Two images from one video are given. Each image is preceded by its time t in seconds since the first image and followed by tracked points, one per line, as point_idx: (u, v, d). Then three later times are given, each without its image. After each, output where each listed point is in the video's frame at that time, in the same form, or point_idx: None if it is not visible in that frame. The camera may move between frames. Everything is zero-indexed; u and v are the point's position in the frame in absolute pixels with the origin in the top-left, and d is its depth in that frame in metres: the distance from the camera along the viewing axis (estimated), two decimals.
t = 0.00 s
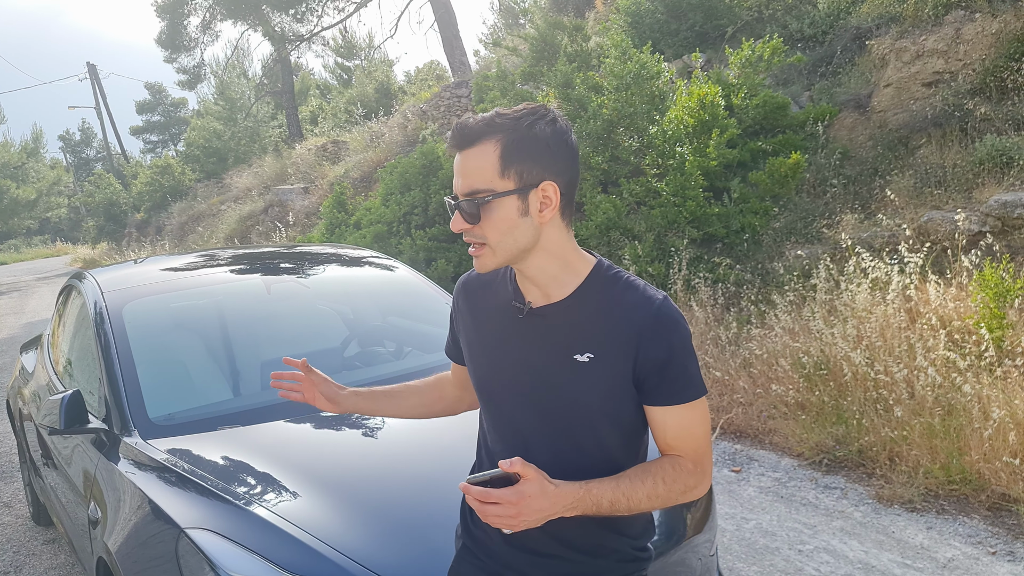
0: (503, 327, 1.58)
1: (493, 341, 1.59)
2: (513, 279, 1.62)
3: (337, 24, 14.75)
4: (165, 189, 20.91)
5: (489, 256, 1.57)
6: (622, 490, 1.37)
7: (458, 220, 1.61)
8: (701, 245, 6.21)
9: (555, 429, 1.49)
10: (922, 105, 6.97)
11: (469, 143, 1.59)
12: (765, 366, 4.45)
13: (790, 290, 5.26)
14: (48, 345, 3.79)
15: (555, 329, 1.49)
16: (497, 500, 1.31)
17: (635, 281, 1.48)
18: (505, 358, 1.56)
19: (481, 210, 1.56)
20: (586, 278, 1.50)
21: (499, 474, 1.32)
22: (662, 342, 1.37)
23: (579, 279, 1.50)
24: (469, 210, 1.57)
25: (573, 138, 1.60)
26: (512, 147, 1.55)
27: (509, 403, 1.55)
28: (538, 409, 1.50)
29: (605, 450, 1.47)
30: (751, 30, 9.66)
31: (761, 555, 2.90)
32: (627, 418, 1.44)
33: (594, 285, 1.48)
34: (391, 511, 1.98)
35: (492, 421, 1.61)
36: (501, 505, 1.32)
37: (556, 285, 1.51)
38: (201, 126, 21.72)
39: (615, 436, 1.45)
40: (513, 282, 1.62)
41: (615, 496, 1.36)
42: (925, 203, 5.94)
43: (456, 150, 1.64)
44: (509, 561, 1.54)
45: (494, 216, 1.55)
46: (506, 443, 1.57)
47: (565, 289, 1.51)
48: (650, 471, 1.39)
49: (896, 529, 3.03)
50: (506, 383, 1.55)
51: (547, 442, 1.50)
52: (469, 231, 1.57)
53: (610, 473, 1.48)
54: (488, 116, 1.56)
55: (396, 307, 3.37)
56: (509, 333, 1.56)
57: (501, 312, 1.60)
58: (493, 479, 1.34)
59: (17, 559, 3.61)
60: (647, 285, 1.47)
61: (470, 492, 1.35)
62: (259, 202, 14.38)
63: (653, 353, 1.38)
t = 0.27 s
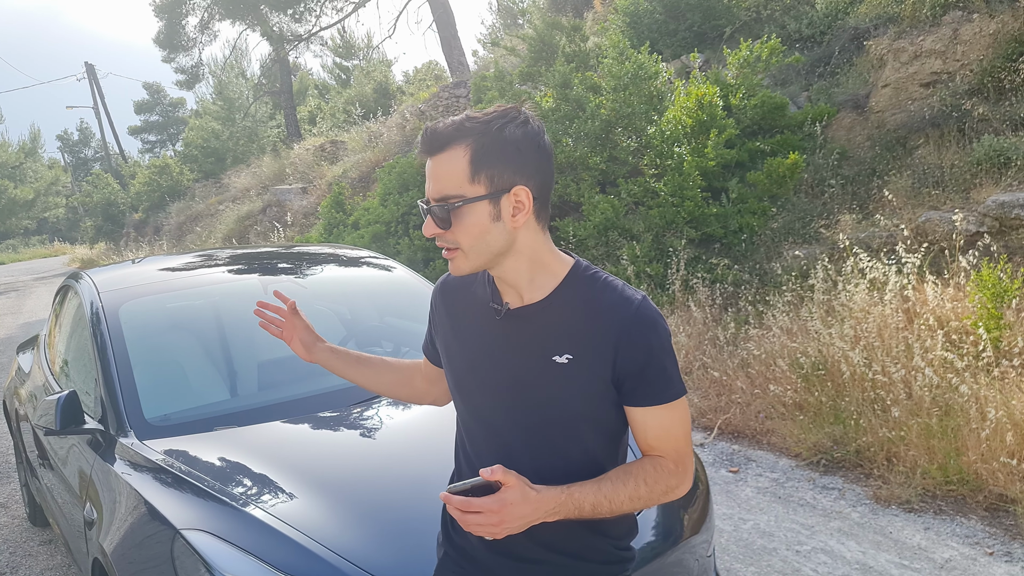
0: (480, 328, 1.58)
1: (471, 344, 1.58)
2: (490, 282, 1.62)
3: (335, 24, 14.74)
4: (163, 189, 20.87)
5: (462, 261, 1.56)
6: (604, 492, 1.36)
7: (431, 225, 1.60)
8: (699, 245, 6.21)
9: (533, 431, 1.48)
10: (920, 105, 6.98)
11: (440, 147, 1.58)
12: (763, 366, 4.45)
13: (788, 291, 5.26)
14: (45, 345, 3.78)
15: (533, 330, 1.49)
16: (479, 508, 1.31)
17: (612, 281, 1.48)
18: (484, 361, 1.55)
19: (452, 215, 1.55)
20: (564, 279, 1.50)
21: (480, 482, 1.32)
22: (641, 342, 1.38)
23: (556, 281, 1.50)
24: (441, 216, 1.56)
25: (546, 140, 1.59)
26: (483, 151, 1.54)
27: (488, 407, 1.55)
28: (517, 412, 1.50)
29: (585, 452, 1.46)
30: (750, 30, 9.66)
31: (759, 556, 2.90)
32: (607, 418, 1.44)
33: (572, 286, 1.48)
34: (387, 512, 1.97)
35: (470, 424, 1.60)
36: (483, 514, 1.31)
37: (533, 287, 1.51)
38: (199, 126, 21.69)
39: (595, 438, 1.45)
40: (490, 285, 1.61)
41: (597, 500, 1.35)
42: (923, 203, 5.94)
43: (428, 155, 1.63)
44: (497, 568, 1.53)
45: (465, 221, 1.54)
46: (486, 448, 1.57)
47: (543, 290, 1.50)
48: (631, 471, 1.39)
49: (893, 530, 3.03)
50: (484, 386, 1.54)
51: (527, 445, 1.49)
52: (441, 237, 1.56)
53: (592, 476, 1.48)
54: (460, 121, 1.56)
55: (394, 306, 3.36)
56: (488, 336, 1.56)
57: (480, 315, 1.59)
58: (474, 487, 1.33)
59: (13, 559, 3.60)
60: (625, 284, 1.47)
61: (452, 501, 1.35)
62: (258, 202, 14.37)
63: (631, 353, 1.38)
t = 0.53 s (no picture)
0: (447, 330, 1.56)
1: (439, 346, 1.57)
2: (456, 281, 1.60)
3: (334, 24, 14.73)
4: (161, 189, 20.85)
5: (459, 260, 1.51)
6: (579, 489, 1.36)
7: (419, 225, 1.53)
8: (697, 245, 6.22)
9: (506, 431, 1.48)
10: (918, 105, 6.98)
11: (423, 143, 1.52)
12: (762, 366, 4.45)
13: (786, 290, 5.26)
14: (43, 346, 3.77)
15: (502, 330, 1.47)
16: (454, 511, 1.30)
17: (578, 275, 1.48)
18: (452, 363, 1.54)
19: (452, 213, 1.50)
20: (531, 275, 1.49)
21: (454, 484, 1.31)
22: (610, 336, 1.38)
23: (524, 277, 1.49)
24: (435, 214, 1.50)
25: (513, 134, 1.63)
26: (476, 144, 1.52)
27: (458, 409, 1.53)
28: (488, 413, 1.49)
29: (559, 450, 1.46)
30: (748, 31, 9.67)
31: (757, 556, 2.90)
32: (580, 415, 1.45)
33: (539, 281, 1.47)
34: (385, 513, 1.97)
35: (441, 426, 1.59)
36: (457, 515, 1.30)
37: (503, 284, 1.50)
38: (197, 126, 21.67)
39: (568, 434, 1.45)
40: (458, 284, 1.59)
41: (574, 497, 1.35)
42: (921, 203, 5.95)
43: (403, 154, 1.56)
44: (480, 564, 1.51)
45: (464, 218, 1.50)
46: (457, 451, 1.55)
47: (512, 287, 1.49)
48: (606, 466, 1.39)
49: (891, 530, 3.03)
50: (454, 388, 1.53)
51: (500, 446, 1.49)
52: (435, 237, 1.50)
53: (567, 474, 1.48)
54: (445, 115, 1.51)
55: (392, 307, 3.36)
56: (456, 337, 1.54)
57: (447, 316, 1.57)
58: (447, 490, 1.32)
59: (11, 561, 3.59)
60: (591, 278, 1.48)
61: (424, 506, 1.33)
62: (256, 202, 14.36)
63: (601, 348, 1.39)
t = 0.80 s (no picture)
0: (415, 335, 1.53)
1: (405, 352, 1.54)
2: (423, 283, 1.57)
3: (332, 24, 14.71)
4: (159, 189, 20.81)
5: (459, 244, 1.51)
6: (555, 489, 1.37)
7: (425, 203, 1.52)
8: (696, 245, 6.22)
9: (478, 434, 1.46)
10: (917, 105, 6.99)
11: (435, 123, 1.52)
12: (761, 366, 4.45)
13: (785, 290, 5.26)
14: (41, 346, 3.76)
15: (471, 332, 1.46)
16: (432, 518, 1.29)
17: (546, 274, 1.48)
18: (419, 368, 1.51)
19: (459, 196, 1.52)
20: (502, 274, 1.49)
21: (430, 492, 1.29)
22: (582, 334, 1.39)
23: (495, 276, 1.49)
24: (445, 195, 1.52)
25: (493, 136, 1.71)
26: (483, 136, 1.57)
27: (428, 414, 1.51)
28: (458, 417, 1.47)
29: (532, 450, 1.47)
30: (747, 31, 9.66)
31: (756, 556, 2.89)
32: (552, 414, 1.45)
33: (509, 280, 1.47)
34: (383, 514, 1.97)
35: (410, 432, 1.57)
36: (435, 523, 1.29)
37: (476, 283, 1.49)
38: (195, 126, 21.64)
39: (540, 434, 1.45)
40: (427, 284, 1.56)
41: (549, 497, 1.36)
42: (919, 203, 5.95)
43: (410, 131, 1.54)
44: (469, 564, 1.50)
45: (470, 203, 1.53)
46: (428, 457, 1.53)
47: (485, 287, 1.48)
48: (580, 465, 1.40)
49: (889, 530, 3.03)
50: (423, 393, 1.51)
51: (472, 449, 1.48)
52: (442, 218, 1.51)
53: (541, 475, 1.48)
54: (463, 104, 1.54)
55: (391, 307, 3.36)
56: (422, 342, 1.51)
57: (413, 319, 1.54)
58: (422, 498, 1.30)
59: (9, 561, 3.58)
60: (558, 276, 1.48)
61: (400, 516, 1.31)
62: (255, 202, 14.34)
63: (572, 346, 1.39)
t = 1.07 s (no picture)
0: (391, 335, 1.50)
1: (379, 353, 1.51)
2: (399, 283, 1.55)
3: (331, 24, 14.70)
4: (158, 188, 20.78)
5: (448, 237, 1.51)
6: (535, 488, 1.37)
7: (415, 194, 1.52)
8: (695, 245, 6.22)
9: (457, 435, 1.45)
10: (916, 105, 7.00)
11: (423, 116, 1.54)
12: (760, 366, 4.45)
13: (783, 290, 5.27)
14: (40, 346, 3.75)
15: (451, 330, 1.45)
16: (416, 519, 1.27)
17: (522, 274, 1.49)
18: (395, 369, 1.49)
19: (447, 187, 1.53)
20: (481, 273, 1.49)
21: (414, 492, 1.27)
22: (562, 331, 1.41)
23: (475, 275, 1.49)
24: (433, 186, 1.52)
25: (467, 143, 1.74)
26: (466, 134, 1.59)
27: (404, 415, 1.49)
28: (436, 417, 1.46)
29: (510, 451, 1.46)
30: (745, 30, 9.67)
31: (756, 556, 2.89)
32: (531, 414, 1.46)
33: (489, 279, 1.48)
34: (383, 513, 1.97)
35: (382, 435, 1.54)
36: (419, 524, 1.27)
37: (457, 282, 1.49)
38: (194, 126, 21.61)
39: (518, 435, 1.45)
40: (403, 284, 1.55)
41: (530, 496, 1.36)
42: (918, 203, 5.96)
43: (396, 124, 1.55)
44: (463, 566, 1.49)
45: (458, 195, 1.54)
46: (403, 460, 1.50)
47: (465, 286, 1.48)
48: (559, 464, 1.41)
49: (889, 529, 3.03)
50: (399, 395, 1.48)
51: (450, 450, 1.46)
52: (432, 208, 1.51)
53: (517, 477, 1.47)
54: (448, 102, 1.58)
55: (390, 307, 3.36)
56: (398, 342, 1.49)
57: (388, 320, 1.52)
58: (405, 499, 1.28)
59: (8, 562, 3.58)
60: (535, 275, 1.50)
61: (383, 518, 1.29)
62: (253, 202, 14.33)
63: (552, 344, 1.41)
